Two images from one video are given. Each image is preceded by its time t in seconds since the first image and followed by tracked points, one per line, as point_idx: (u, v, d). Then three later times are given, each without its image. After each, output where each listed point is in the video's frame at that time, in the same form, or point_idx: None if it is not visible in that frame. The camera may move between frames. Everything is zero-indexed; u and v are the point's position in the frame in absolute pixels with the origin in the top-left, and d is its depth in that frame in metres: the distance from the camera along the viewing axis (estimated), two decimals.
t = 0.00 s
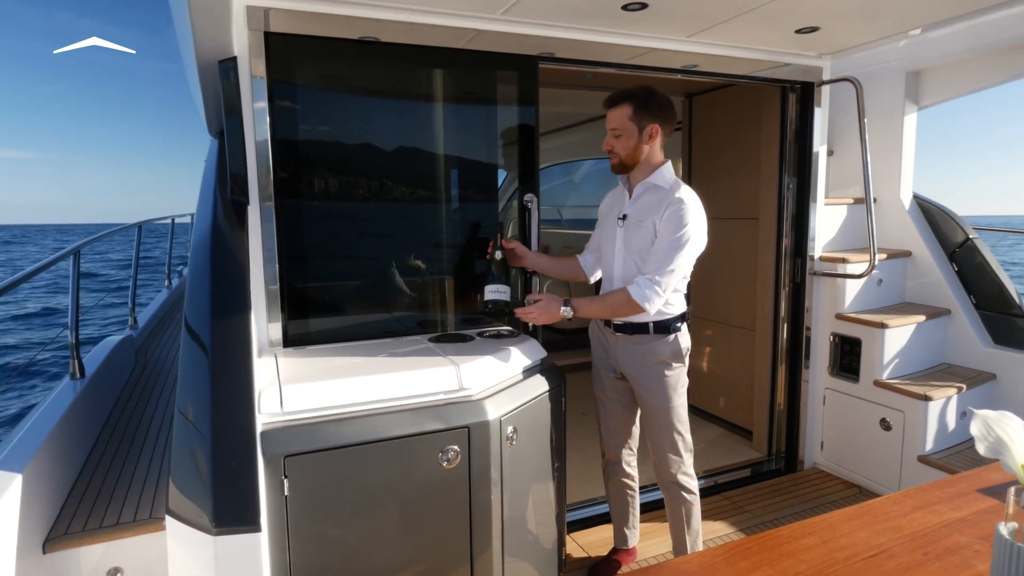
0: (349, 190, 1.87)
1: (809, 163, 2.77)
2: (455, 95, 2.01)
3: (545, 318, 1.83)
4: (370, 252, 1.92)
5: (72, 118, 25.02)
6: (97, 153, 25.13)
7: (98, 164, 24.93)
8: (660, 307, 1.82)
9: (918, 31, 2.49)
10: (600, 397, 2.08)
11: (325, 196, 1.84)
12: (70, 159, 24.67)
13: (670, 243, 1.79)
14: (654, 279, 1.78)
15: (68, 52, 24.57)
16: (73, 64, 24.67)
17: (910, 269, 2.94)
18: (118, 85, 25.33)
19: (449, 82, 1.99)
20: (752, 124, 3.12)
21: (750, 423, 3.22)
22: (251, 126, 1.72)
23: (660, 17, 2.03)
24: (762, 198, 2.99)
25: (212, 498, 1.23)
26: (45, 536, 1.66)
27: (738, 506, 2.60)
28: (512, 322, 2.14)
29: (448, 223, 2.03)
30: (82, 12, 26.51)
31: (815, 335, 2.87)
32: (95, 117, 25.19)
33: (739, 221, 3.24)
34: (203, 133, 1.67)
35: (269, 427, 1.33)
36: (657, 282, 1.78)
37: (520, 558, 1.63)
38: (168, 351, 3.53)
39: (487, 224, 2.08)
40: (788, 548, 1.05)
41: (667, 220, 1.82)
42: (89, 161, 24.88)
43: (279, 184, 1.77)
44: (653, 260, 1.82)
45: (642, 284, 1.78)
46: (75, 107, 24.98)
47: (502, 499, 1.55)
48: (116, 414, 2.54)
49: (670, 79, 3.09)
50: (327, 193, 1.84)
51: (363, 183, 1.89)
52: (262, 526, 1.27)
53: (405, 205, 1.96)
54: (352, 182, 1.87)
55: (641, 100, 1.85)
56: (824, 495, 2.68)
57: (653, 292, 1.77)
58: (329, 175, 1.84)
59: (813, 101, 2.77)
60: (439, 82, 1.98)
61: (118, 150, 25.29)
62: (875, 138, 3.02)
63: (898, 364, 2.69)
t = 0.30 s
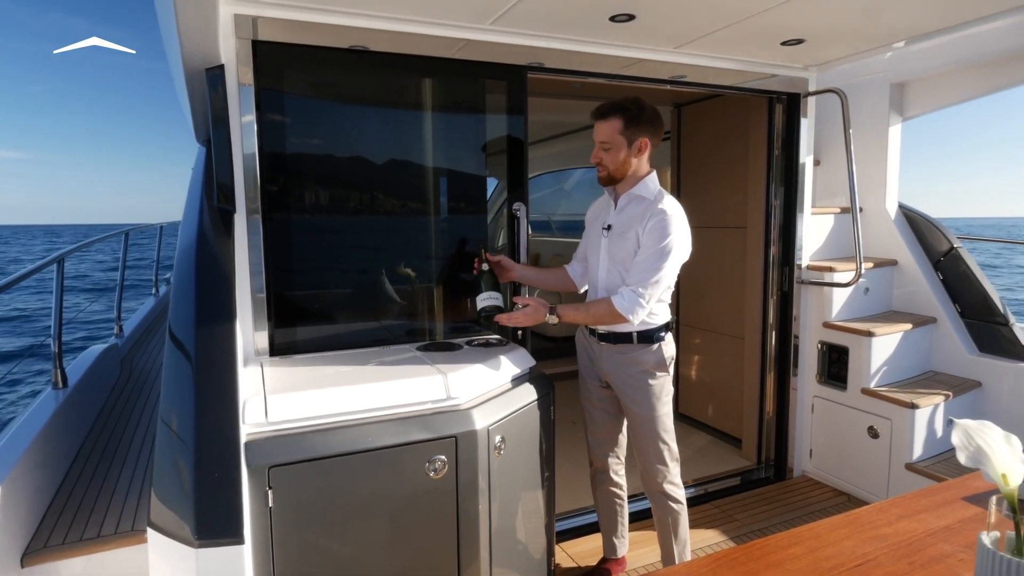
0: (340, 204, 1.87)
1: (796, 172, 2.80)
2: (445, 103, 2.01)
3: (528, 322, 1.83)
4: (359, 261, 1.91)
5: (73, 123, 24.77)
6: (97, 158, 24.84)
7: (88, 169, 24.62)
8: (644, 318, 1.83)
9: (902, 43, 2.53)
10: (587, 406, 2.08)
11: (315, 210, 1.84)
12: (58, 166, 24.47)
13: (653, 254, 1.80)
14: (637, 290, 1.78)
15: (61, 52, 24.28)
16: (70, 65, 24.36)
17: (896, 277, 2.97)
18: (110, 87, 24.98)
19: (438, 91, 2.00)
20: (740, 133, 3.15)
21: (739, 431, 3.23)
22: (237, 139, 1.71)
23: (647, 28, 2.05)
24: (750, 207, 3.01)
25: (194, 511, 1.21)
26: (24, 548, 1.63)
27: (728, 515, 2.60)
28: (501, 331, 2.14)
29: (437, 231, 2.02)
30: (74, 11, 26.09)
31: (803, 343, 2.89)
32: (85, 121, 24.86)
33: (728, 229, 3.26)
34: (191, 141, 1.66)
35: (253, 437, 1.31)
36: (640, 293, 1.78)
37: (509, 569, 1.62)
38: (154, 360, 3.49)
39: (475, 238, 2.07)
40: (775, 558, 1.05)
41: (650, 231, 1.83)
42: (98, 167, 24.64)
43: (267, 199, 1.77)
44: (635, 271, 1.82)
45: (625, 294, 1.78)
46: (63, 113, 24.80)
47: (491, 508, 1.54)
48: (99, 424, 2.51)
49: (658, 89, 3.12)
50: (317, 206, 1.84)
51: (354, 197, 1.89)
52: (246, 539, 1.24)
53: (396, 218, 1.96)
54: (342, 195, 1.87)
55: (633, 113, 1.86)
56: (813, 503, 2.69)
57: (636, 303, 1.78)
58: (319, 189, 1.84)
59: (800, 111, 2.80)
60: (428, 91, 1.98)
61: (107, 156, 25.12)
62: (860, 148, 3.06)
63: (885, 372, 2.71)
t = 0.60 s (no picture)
0: (328, 213, 1.86)
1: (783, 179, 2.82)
2: (433, 109, 2.01)
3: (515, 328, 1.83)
4: (346, 266, 1.90)
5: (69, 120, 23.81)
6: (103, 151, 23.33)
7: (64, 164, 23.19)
8: (631, 323, 1.83)
9: (886, 52, 2.56)
10: (574, 413, 2.08)
11: (304, 219, 1.82)
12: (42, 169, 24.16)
13: (639, 260, 1.81)
14: (625, 295, 1.79)
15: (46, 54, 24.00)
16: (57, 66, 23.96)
17: (882, 283, 3.00)
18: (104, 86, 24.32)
19: (427, 96, 1.99)
20: (728, 140, 3.18)
21: (727, 436, 3.24)
22: (224, 148, 1.71)
23: (635, 34, 2.06)
24: (737, 214, 3.03)
25: (177, 520, 1.18)
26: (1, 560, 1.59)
27: (717, 520, 2.60)
28: (490, 337, 2.13)
29: (426, 236, 2.01)
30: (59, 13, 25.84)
31: (790, 348, 2.91)
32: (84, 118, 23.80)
33: (716, 235, 3.28)
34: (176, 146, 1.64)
35: (237, 445, 1.30)
36: (628, 299, 1.79)
37: None
38: (138, 367, 3.44)
39: (461, 246, 2.06)
40: (762, 563, 1.05)
41: (634, 237, 1.84)
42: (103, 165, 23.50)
43: (253, 208, 1.75)
44: (623, 276, 1.83)
45: (613, 300, 1.79)
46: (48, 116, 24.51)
47: (479, 515, 1.53)
48: (81, 432, 2.47)
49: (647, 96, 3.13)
50: (305, 216, 1.82)
51: (343, 206, 1.88)
52: (230, 548, 1.22)
53: (386, 226, 1.95)
54: (330, 204, 1.86)
55: (623, 115, 1.88)
56: (801, 507, 2.70)
57: (624, 309, 1.78)
58: (307, 198, 1.82)
59: (786, 118, 2.82)
60: (417, 96, 1.98)
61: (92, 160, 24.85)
62: (846, 155, 3.09)
63: (871, 377, 2.73)
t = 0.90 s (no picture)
0: (316, 214, 1.84)
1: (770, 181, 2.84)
2: (422, 110, 2.00)
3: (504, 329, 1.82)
4: (334, 268, 1.89)
5: (60, 117, 23.04)
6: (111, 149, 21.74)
7: (50, 162, 22.34)
8: (618, 323, 1.83)
9: (871, 56, 2.58)
10: (560, 416, 2.07)
11: (291, 220, 1.81)
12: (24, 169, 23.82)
13: (626, 260, 1.81)
14: (613, 293, 1.78)
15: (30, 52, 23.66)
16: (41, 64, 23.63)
17: (867, 285, 3.02)
18: (95, 82, 23.51)
19: (416, 98, 1.98)
20: (715, 143, 3.19)
21: (715, 437, 3.25)
22: (208, 150, 1.68)
23: (623, 36, 2.06)
24: (725, 217, 3.05)
25: (159, 526, 1.16)
26: None
27: (705, 521, 2.61)
28: (478, 339, 2.12)
29: (414, 238, 2.00)
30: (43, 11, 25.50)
31: (777, 350, 2.92)
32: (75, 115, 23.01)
33: (704, 237, 3.30)
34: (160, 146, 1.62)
35: (222, 449, 1.28)
36: (616, 297, 1.79)
37: None
38: (121, 370, 3.39)
39: (448, 249, 2.06)
40: (750, 564, 1.05)
41: (621, 237, 1.84)
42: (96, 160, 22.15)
43: (239, 211, 1.73)
44: (610, 276, 1.83)
45: (600, 299, 1.78)
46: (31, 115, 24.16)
47: (467, 519, 1.52)
48: (61, 437, 2.42)
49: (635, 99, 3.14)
50: (292, 217, 1.81)
51: (331, 209, 1.87)
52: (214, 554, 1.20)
53: (374, 228, 1.94)
54: (318, 207, 1.85)
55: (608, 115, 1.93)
56: (788, 508, 2.71)
57: (612, 307, 1.78)
58: (294, 199, 1.81)
59: (773, 122, 2.84)
60: (405, 97, 1.97)
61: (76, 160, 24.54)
62: (832, 158, 3.12)
63: (857, 378, 2.76)
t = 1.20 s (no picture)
0: (304, 208, 1.83)
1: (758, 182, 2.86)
2: (410, 107, 1.98)
3: (490, 329, 1.81)
4: (321, 266, 1.87)
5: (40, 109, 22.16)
6: (113, 126, 18.38)
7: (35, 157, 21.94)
8: (604, 321, 1.83)
9: (859, 57, 2.60)
10: (548, 416, 2.07)
11: (278, 215, 1.79)
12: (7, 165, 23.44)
13: (611, 256, 1.81)
14: (597, 291, 1.78)
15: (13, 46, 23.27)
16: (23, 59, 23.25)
17: (853, 285, 3.05)
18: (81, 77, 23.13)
19: (405, 95, 1.97)
20: (704, 143, 3.20)
21: (703, 436, 3.27)
22: (193, 143, 1.65)
23: (613, 35, 2.06)
24: (714, 216, 3.06)
25: (141, 527, 1.14)
26: None
27: (693, 519, 2.62)
28: (468, 339, 2.12)
29: (403, 236, 1.99)
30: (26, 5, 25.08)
31: (765, 350, 2.94)
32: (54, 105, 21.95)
33: (693, 237, 3.31)
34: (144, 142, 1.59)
35: (207, 449, 1.26)
36: (602, 294, 1.78)
37: None
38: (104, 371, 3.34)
39: (437, 246, 2.05)
40: (738, 562, 1.05)
41: (607, 235, 1.84)
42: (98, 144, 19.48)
43: (224, 205, 1.71)
44: (595, 273, 1.83)
45: (586, 296, 1.78)
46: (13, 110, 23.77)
47: (455, 518, 1.51)
48: (42, 438, 2.37)
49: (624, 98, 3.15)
50: (280, 212, 1.79)
51: (318, 203, 1.85)
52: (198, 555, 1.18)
53: (363, 223, 1.92)
54: (306, 200, 1.83)
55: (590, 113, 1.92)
56: (775, 506, 2.73)
57: (597, 304, 1.78)
58: (282, 194, 1.79)
59: (761, 122, 2.86)
60: (394, 95, 1.96)
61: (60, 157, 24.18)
62: (819, 158, 3.14)
63: (843, 377, 2.78)
